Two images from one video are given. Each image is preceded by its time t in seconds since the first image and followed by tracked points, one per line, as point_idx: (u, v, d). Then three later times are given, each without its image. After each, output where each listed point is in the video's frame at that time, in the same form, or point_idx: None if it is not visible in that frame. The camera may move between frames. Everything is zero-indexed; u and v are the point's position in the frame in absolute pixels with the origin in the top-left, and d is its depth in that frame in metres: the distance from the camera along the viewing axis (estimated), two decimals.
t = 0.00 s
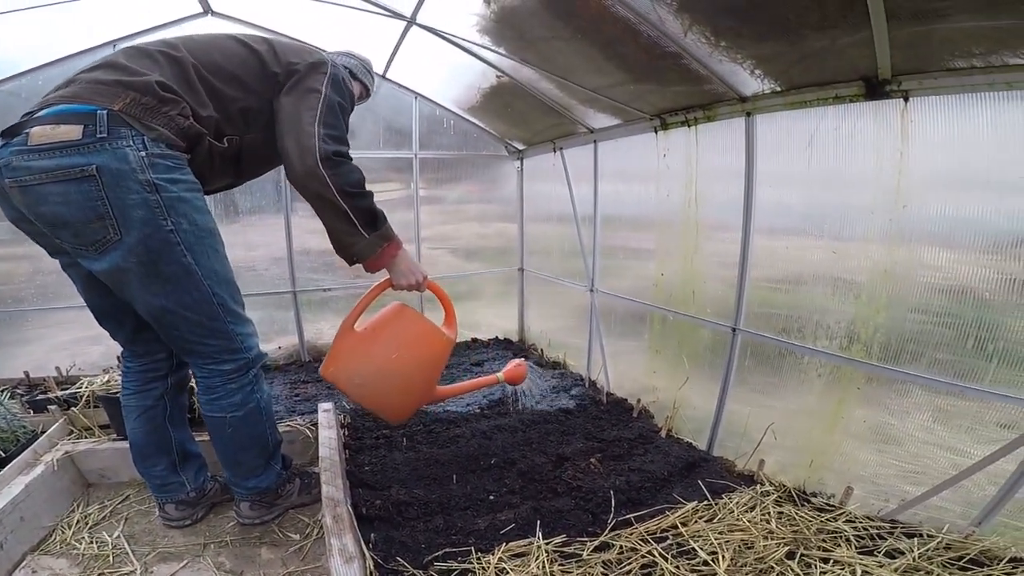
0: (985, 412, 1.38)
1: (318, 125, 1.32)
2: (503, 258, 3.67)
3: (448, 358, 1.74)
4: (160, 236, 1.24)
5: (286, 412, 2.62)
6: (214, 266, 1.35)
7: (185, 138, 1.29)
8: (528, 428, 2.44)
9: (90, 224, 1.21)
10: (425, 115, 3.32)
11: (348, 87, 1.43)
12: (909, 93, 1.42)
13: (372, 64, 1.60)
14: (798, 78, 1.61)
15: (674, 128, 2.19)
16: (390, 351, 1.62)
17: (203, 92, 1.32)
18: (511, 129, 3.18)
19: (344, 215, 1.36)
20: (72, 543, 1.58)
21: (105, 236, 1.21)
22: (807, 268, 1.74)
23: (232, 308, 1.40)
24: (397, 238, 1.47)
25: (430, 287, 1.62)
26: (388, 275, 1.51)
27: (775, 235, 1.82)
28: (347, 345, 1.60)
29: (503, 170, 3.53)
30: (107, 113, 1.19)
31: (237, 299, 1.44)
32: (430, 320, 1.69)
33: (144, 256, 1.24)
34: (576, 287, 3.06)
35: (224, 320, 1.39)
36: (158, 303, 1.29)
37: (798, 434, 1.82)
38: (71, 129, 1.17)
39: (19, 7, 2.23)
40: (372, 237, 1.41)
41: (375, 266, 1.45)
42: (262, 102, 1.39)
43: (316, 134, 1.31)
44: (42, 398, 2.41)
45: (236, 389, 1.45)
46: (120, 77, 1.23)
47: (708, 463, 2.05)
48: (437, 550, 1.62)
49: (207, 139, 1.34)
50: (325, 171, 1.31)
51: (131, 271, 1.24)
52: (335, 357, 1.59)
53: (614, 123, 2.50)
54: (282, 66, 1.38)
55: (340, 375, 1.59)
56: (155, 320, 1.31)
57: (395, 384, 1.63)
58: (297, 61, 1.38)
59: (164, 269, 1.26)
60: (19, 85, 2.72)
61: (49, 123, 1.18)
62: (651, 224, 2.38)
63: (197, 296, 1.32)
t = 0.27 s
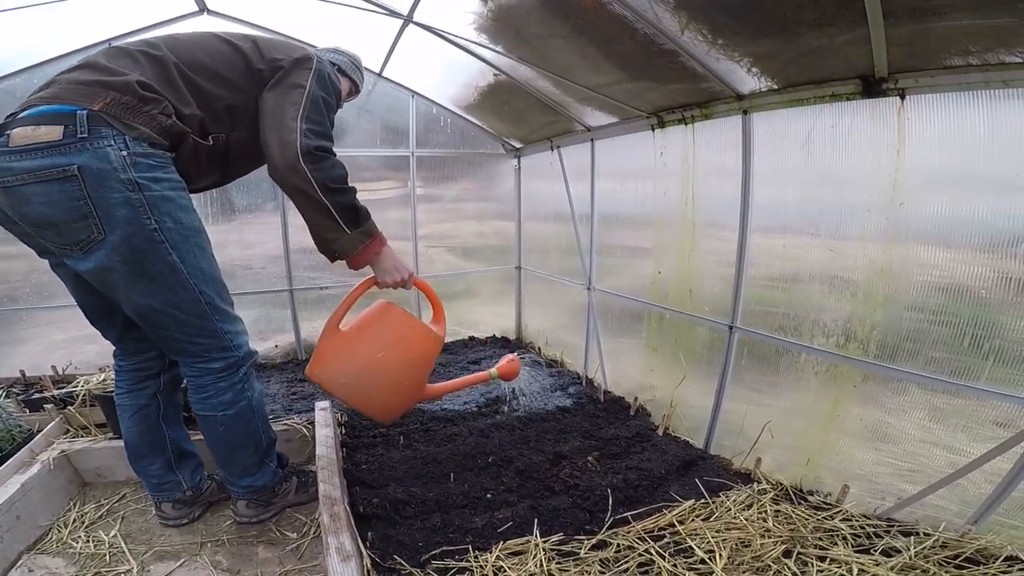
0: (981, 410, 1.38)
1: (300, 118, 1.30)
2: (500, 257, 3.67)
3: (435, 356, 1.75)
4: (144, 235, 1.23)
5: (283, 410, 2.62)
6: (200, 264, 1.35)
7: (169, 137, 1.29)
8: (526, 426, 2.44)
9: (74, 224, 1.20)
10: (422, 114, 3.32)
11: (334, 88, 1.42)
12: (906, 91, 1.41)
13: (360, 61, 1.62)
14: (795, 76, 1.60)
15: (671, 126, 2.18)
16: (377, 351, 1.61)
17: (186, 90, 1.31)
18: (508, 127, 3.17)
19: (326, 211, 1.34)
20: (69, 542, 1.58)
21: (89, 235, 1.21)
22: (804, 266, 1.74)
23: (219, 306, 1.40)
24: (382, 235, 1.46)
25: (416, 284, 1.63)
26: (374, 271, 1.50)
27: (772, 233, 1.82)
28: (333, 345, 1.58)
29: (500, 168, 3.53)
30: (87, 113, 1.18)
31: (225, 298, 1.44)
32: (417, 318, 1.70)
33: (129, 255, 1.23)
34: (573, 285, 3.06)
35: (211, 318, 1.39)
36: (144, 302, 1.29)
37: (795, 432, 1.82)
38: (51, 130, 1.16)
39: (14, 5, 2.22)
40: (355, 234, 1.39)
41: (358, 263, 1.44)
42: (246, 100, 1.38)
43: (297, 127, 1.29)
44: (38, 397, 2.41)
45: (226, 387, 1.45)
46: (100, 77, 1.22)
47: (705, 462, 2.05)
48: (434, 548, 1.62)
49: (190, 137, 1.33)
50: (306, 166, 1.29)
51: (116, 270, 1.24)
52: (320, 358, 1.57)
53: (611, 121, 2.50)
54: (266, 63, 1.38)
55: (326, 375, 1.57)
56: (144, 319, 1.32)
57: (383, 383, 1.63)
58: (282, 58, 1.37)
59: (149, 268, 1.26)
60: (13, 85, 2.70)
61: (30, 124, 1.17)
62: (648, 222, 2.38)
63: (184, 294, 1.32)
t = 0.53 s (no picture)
0: (979, 408, 1.38)
1: (274, 112, 1.29)
2: (499, 254, 3.67)
3: (414, 358, 1.71)
4: (124, 233, 1.23)
5: (280, 408, 2.62)
6: (183, 262, 1.34)
7: (147, 135, 1.28)
8: (524, 423, 2.44)
9: (54, 224, 1.20)
10: (420, 111, 3.31)
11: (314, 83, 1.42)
12: (905, 89, 1.41)
13: (347, 55, 1.62)
14: (794, 74, 1.60)
15: (670, 123, 2.18)
16: (351, 351, 1.57)
17: (162, 88, 1.30)
18: (506, 125, 3.16)
19: (299, 206, 1.32)
20: (66, 540, 1.58)
21: (68, 234, 1.21)
22: (803, 263, 1.74)
23: (205, 304, 1.40)
24: (359, 231, 1.44)
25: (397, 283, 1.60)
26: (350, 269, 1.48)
27: (771, 230, 1.82)
28: (307, 345, 1.54)
29: (499, 166, 3.52)
30: (61, 113, 1.17)
31: (210, 296, 1.43)
32: (395, 318, 1.66)
33: (109, 254, 1.23)
34: (571, 283, 3.05)
35: (197, 317, 1.38)
36: (126, 300, 1.28)
37: (793, 430, 1.82)
38: (27, 132, 1.16)
39: (10, 2, 2.21)
40: (330, 230, 1.37)
41: (333, 260, 1.41)
42: (226, 96, 1.37)
43: (271, 121, 1.28)
44: (34, 395, 2.40)
45: (214, 386, 1.45)
46: (73, 77, 1.20)
47: (703, 460, 2.05)
48: (432, 546, 1.62)
49: (170, 135, 1.32)
50: (278, 159, 1.27)
51: (96, 269, 1.24)
52: (294, 358, 1.54)
53: (609, 118, 2.49)
54: (245, 58, 1.37)
55: (300, 376, 1.53)
56: (128, 318, 1.32)
57: (358, 385, 1.58)
58: (261, 52, 1.37)
59: (129, 266, 1.26)
60: (8, 82, 2.68)
61: (5, 126, 1.17)
62: (647, 220, 2.37)
63: (167, 292, 1.32)
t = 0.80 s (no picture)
0: (981, 407, 1.38)
1: (256, 108, 1.28)
2: (499, 252, 3.66)
3: (402, 356, 1.70)
4: (103, 233, 1.23)
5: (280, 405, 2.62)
6: (166, 260, 1.34)
7: (126, 134, 1.27)
8: (524, 421, 2.44)
9: (34, 225, 1.20)
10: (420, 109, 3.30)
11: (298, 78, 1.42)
12: (907, 87, 1.40)
13: (336, 51, 1.64)
14: (796, 71, 1.59)
15: (670, 121, 2.17)
16: (338, 349, 1.57)
17: (141, 87, 1.29)
18: (506, 122, 3.16)
19: (282, 202, 1.31)
20: (66, 538, 1.58)
21: (49, 235, 1.21)
22: (804, 261, 1.73)
23: (191, 301, 1.40)
24: (345, 227, 1.43)
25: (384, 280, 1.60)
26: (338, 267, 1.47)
27: (772, 228, 1.81)
28: (292, 343, 1.54)
29: (499, 163, 3.52)
30: (36, 114, 1.16)
31: (196, 294, 1.43)
32: (383, 316, 1.66)
33: (90, 253, 1.23)
34: (571, 280, 3.05)
35: (182, 315, 1.38)
36: (110, 300, 1.28)
37: (794, 429, 1.82)
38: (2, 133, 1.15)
39: None
40: (313, 226, 1.36)
41: (318, 256, 1.40)
42: (208, 94, 1.36)
43: (253, 118, 1.27)
44: (35, 393, 2.40)
45: (204, 383, 1.45)
46: (49, 78, 1.20)
47: (703, 458, 2.05)
48: (432, 544, 1.62)
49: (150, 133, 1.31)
50: (259, 155, 1.27)
51: (78, 270, 1.24)
52: (280, 355, 1.54)
53: (609, 116, 2.49)
54: (226, 56, 1.36)
55: (285, 374, 1.53)
56: (112, 317, 1.31)
57: (344, 382, 1.58)
58: (242, 49, 1.36)
59: (111, 266, 1.25)
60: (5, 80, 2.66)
61: None
62: (647, 218, 2.37)
63: (151, 290, 1.32)
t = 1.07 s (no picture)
0: (982, 406, 1.37)
1: (235, 105, 1.27)
2: (499, 250, 3.66)
3: (384, 357, 1.70)
4: (86, 233, 1.23)
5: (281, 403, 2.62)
6: (151, 259, 1.33)
7: (107, 134, 1.27)
8: (525, 419, 2.44)
9: (17, 226, 1.21)
10: (421, 106, 3.30)
11: (281, 74, 1.40)
12: (910, 84, 1.40)
13: (326, 48, 1.64)
14: (798, 69, 1.59)
15: (672, 119, 2.16)
16: (318, 349, 1.57)
17: (120, 86, 1.29)
18: (507, 120, 3.15)
19: (260, 198, 1.29)
20: (67, 535, 1.58)
21: (33, 235, 1.21)
22: (805, 259, 1.73)
23: (177, 300, 1.39)
24: (327, 225, 1.41)
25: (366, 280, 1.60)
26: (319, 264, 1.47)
27: (775, 226, 1.81)
28: (271, 344, 1.55)
29: (499, 161, 3.51)
30: (14, 117, 1.17)
31: (183, 292, 1.42)
32: (365, 316, 1.66)
33: (73, 252, 1.23)
34: (572, 278, 3.05)
35: (167, 314, 1.37)
36: (95, 299, 1.28)
37: (795, 427, 1.82)
38: None
39: None
40: (292, 223, 1.33)
41: (299, 254, 1.37)
42: (191, 92, 1.36)
43: (231, 114, 1.25)
44: (36, 390, 2.41)
45: (195, 381, 1.44)
46: (26, 80, 1.20)
47: (704, 456, 2.05)
48: (432, 542, 1.62)
49: (133, 131, 1.31)
50: (236, 151, 1.25)
51: (62, 270, 1.24)
52: (259, 356, 1.54)
53: (610, 114, 2.48)
54: (207, 54, 1.35)
55: (264, 374, 1.53)
56: (99, 316, 1.31)
57: (324, 383, 1.58)
58: (223, 47, 1.34)
59: (95, 265, 1.25)
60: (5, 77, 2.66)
61: None
62: (648, 216, 2.36)
63: (136, 289, 1.31)
